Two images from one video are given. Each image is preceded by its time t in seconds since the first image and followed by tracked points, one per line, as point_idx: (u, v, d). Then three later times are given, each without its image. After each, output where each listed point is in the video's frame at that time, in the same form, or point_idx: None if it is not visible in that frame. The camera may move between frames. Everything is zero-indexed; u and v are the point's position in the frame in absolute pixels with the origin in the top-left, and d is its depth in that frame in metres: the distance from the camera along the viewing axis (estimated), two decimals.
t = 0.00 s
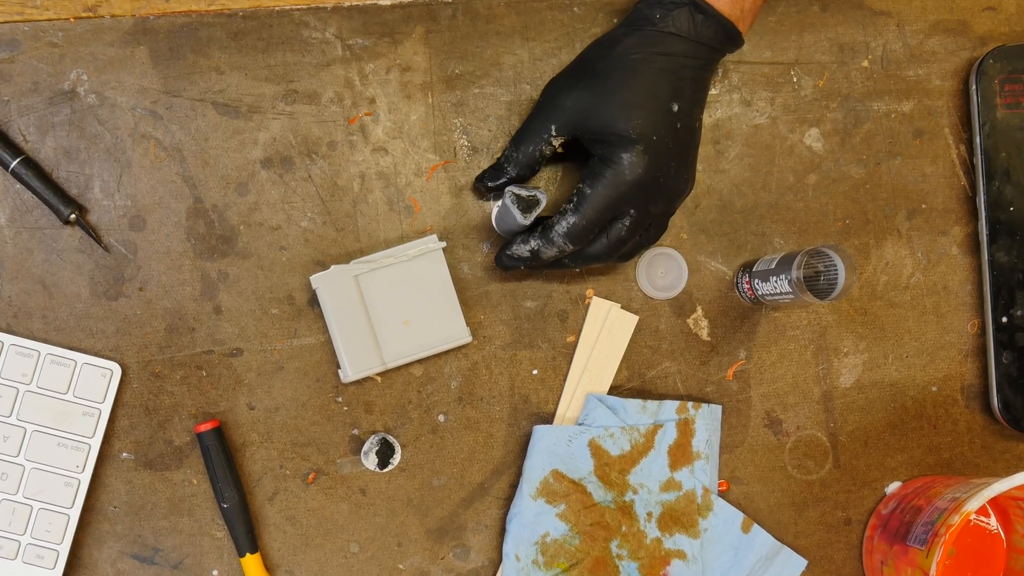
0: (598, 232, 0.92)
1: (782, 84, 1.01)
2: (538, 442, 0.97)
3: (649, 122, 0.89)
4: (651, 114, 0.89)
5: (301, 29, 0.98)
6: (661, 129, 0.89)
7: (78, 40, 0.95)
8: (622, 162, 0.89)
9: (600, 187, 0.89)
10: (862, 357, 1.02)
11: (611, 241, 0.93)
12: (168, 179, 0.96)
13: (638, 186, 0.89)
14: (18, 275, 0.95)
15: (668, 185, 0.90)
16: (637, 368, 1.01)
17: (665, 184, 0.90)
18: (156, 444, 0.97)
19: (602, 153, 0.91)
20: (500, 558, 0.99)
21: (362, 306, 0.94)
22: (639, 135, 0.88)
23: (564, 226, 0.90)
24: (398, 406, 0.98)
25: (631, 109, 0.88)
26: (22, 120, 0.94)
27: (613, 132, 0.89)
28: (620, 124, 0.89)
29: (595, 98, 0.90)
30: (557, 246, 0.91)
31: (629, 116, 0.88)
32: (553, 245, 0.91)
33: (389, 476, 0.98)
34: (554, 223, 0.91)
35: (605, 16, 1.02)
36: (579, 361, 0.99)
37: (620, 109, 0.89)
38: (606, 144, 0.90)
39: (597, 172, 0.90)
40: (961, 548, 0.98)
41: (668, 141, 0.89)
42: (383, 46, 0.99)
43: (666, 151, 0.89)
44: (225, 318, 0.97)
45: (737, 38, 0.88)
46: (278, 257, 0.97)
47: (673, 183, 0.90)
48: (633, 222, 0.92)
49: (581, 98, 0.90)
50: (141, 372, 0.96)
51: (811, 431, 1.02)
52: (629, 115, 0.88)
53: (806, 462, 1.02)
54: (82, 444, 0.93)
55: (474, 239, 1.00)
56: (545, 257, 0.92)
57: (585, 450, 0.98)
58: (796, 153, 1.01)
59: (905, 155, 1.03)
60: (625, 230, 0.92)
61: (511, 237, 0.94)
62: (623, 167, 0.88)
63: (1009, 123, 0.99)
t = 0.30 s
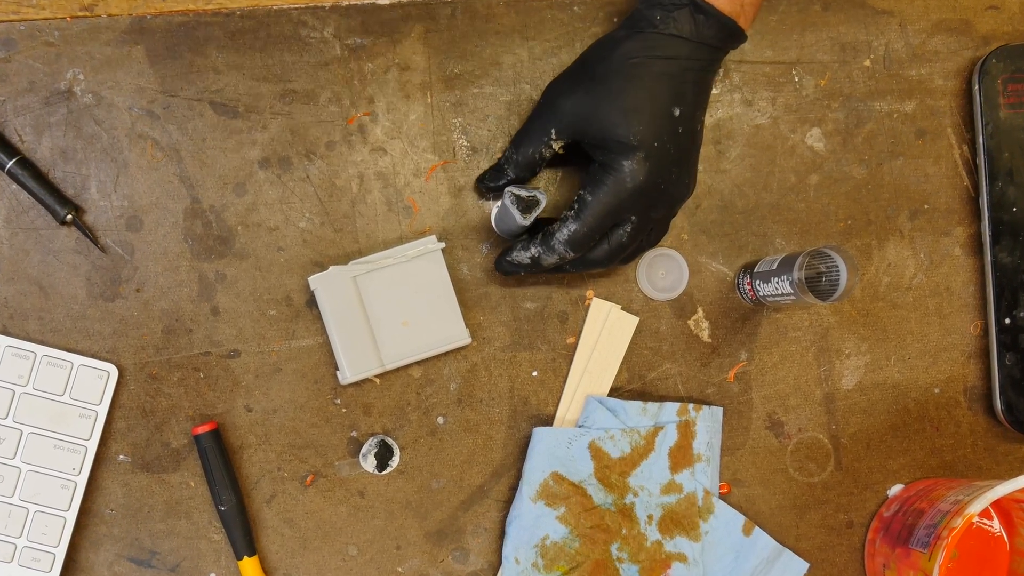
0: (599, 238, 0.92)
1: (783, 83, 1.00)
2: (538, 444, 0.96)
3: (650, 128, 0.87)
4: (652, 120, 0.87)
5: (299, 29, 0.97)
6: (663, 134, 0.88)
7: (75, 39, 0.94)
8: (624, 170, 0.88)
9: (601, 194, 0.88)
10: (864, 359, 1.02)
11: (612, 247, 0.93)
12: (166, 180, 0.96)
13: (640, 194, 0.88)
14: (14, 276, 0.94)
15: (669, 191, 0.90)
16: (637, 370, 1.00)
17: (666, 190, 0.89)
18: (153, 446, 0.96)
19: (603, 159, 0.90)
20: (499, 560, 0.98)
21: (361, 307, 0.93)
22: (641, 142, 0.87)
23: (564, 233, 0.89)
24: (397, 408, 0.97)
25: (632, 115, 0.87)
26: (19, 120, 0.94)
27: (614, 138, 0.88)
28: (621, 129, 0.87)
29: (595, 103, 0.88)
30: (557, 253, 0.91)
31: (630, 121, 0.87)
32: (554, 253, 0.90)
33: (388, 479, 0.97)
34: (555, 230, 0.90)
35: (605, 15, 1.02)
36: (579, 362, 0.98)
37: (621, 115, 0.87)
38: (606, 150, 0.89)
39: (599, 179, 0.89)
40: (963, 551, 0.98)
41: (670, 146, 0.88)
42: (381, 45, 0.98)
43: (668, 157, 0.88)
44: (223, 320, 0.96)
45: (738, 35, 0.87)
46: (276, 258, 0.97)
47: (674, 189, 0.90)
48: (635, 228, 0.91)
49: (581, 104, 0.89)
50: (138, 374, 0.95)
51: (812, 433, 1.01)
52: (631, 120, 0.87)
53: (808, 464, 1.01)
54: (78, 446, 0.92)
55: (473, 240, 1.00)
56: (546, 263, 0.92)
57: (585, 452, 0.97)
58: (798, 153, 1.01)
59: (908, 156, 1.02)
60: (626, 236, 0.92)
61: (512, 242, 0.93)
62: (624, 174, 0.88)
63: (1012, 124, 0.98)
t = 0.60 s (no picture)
0: (599, 245, 0.91)
1: (785, 83, 1.00)
2: (538, 446, 0.95)
3: (648, 134, 0.87)
4: (650, 126, 0.87)
5: (297, 28, 0.96)
6: (661, 139, 0.87)
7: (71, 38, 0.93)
8: (622, 176, 0.87)
9: (600, 201, 0.87)
10: (866, 361, 1.01)
11: (612, 253, 0.92)
12: (163, 181, 0.95)
13: (639, 200, 0.87)
14: (10, 277, 0.93)
15: (669, 196, 0.89)
16: (638, 371, 0.99)
17: (666, 195, 0.89)
18: (150, 448, 0.95)
19: (601, 166, 0.89)
20: (499, 564, 0.97)
21: (360, 309, 0.92)
22: (639, 148, 0.87)
23: (564, 241, 0.89)
24: (396, 410, 0.96)
25: (629, 121, 0.87)
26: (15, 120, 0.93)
27: (612, 145, 0.87)
28: (618, 136, 0.87)
29: (591, 109, 0.88)
30: (557, 260, 0.90)
31: (627, 127, 0.86)
32: (553, 260, 0.90)
33: (387, 481, 0.96)
34: (554, 238, 0.90)
35: (605, 14, 1.01)
36: (579, 365, 0.98)
37: (618, 121, 0.87)
38: (604, 155, 0.89)
39: (597, 186, 0.88)
40: (966, 554, 0.97)
41: (668, 152, 0.88)
42: (380, 45, 0.97)
43: (666, 162, 0.88)
44: (221, 321, 0.95)
45: (733, 32, 0.85)
46: (274, 258, 0.96)
47: (673, 194, 0.89)
48: (635, 234, 0.91)
49: (576, 109, 0.88)
50: (135, 376, 0.95)
51: (814, 436, 1.01)
52: (628, 127, 0.86)
53: (810, 466, 1.00)
54: (75, 448, 0.92)
55: (472, 240, 0.99)
56: (546, 270, 0.91)
57: (585, 454, 0.96)
58: (800, 153, 1.00)
59: (910, 156, 1.01)
60: (627, 242, 0.91)
61: (512, 249, 0.93)
62: (623, 181, 0.87)
63: (1015, 123, 0.98)
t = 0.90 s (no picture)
0: (600, 245, 0.90)
1: (787, 83, 0.99)
2: (538, 448, 0.95)
3: (649, 133, 0.86)
4: (650, 124, 0.86)
5: (296, 27, 0.96)
6: (662, 138, 0.87)
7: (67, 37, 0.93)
8: (623, 176, 0.86)
9: (601, 201, 0.87)
10: (868, 362, 1.00)
11: (612, 253, 0.92)
12: (161, 181, 0.94)
13: (640, 199, 0.87)
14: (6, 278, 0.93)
15: (670, 196, 0.88)
16: (638, 373, 0.99)
17: (667, 195, 0.88)
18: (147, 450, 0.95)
19: (602, 165, 0.89)
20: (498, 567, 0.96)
21: (359, 311, 0.92)
22: (640, 148, 0.86)
23: (564, 241, 0.88)
24: (394, 412, 0.96)
25: (630, 121, 0.86)
26: (10, 120, 0.92)
27: (612, 144, 0.87)
28: (619, 135, 0.86)
29: (590, 109, 0.87)
30: (557, 261, 0.89)
31: (628, 126, 0.86)
32: (553, 260, 0.89)
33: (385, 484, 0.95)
34: (554, 237, 0.89)
35: (605, 13, 1.00)
36: (579, 366, 0.97)
37: (618, 120, 0.86)
38: (604, 155, 0.88)
39: (598, 185, 0.88)
40: (969, 557, 0.96)
41: (669, 151, 0.87)
42: (379, 44, 0.97)
43: (667, 161, 0.87)
44: (218, 323, 0.94)
45: (730, 27, 0.85)
46: (272, 259, 0.95)
47: (674, 194, 0.88)
48: (636, 234, 0.90)
49: (574, 108, 0.87)
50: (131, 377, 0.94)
51: (816, 438, 1.00)
52: (628, 126, 0.86)
53: (812, 469, 1.00)
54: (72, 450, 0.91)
55: (471, 241, 0.98)
56: (546, 271, 0.91)
57: (585, 456, 0.96)
58: (801, 154, 0.99)
59: (913, 156, 1.01)
60: (627, 243, 0.90)
61: (512, 249, 0.92)
62: (624, 180, 0.86)
63: (1018, 123, 0.97)
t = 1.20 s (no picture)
0: (598, 242, 0.89)
1: (788, 83, 0.98)
2: (538, 451, 0.94)
3: (652, 131, 0.85)
4: (654, 122, 0.85)
5: (293, 26, 0.95)
6: (665, 137, 0.86)
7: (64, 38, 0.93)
8: (625, 172, 0.85)
9: (601, 198, 0.86)
10: (870, 364, 1.00)
11: (612, 252, 0.90)
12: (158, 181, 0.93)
13: (640, 196, 0.86)
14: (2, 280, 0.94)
15: (671, 195, 0.88)
16: (639, 375, 0.98)
17: (668, 193, 0.87)
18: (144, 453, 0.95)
19: (604, 162, 0.88)
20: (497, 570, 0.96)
21: (356, 313, 0.93)
22: (643, 145, 0.85)
23: (562, 236, 0.87)
24: (392, 414, 0.95)
25: (634, 118, 0.85)
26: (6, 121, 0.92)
27: (615, 141, 0.86)
28: (621, 130, 0.85)
29: (594, 107, 0.87)
30: (555, 256, 0.88)
31: (630, 122, 0.85)
32: (551, 256, 0.88)
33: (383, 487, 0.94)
34: (552, 233, 0.88)
35: (606, 11, 1.00)
36: (578, 367, 0.96)
37: (620, 116, 0.85)
38: (606, 151, 0.88)
39: (599, 182, 0.87)
40: (972, 560, 0.95)
41: (671, 149, 0.86)
42: (377, 44, 0.96)
43: (669, 159, 0.86)
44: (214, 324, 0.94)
45: (736, 30, 0.85)
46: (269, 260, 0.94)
47: (675, 192, 0.88)
48: (635, 233, 0.89)
49: (578, 107, 0.87)
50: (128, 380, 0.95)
51: (818, 440, 0.99)
52: (632, 121, 0.85)
53: (813, 472, 0.99)
54: (68, 453, 0.90)
55: (471, 243, 0.97)
56: (544, 267, 0.89)
57: (585, 458, 0.95)
58: (803, 154, 0.99)
59: (915, 156, 1.00)
60: (627, 241, 0.89)
61: (510, 244, 0.92)
62: (625, 175, 0.85)
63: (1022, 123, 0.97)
